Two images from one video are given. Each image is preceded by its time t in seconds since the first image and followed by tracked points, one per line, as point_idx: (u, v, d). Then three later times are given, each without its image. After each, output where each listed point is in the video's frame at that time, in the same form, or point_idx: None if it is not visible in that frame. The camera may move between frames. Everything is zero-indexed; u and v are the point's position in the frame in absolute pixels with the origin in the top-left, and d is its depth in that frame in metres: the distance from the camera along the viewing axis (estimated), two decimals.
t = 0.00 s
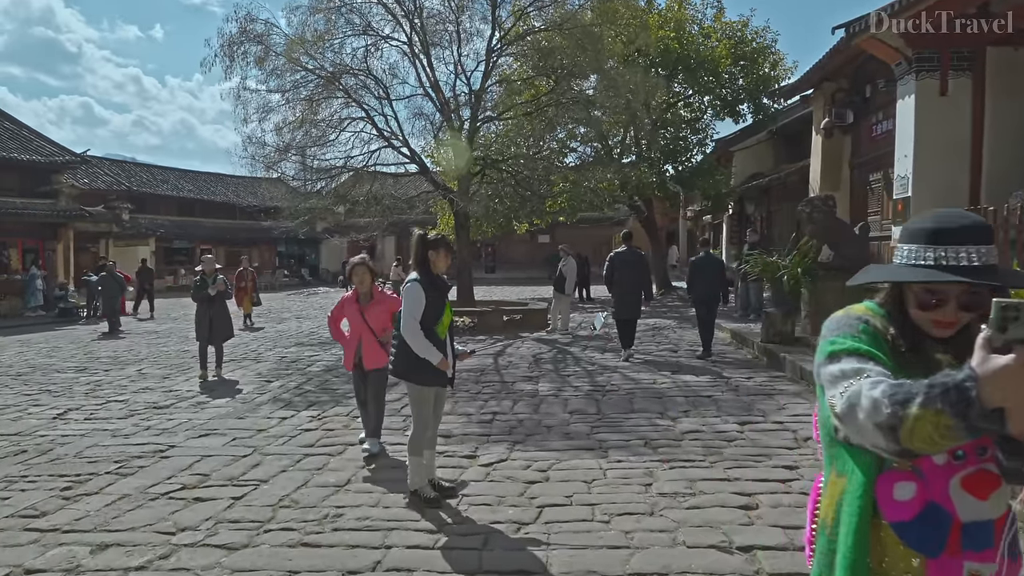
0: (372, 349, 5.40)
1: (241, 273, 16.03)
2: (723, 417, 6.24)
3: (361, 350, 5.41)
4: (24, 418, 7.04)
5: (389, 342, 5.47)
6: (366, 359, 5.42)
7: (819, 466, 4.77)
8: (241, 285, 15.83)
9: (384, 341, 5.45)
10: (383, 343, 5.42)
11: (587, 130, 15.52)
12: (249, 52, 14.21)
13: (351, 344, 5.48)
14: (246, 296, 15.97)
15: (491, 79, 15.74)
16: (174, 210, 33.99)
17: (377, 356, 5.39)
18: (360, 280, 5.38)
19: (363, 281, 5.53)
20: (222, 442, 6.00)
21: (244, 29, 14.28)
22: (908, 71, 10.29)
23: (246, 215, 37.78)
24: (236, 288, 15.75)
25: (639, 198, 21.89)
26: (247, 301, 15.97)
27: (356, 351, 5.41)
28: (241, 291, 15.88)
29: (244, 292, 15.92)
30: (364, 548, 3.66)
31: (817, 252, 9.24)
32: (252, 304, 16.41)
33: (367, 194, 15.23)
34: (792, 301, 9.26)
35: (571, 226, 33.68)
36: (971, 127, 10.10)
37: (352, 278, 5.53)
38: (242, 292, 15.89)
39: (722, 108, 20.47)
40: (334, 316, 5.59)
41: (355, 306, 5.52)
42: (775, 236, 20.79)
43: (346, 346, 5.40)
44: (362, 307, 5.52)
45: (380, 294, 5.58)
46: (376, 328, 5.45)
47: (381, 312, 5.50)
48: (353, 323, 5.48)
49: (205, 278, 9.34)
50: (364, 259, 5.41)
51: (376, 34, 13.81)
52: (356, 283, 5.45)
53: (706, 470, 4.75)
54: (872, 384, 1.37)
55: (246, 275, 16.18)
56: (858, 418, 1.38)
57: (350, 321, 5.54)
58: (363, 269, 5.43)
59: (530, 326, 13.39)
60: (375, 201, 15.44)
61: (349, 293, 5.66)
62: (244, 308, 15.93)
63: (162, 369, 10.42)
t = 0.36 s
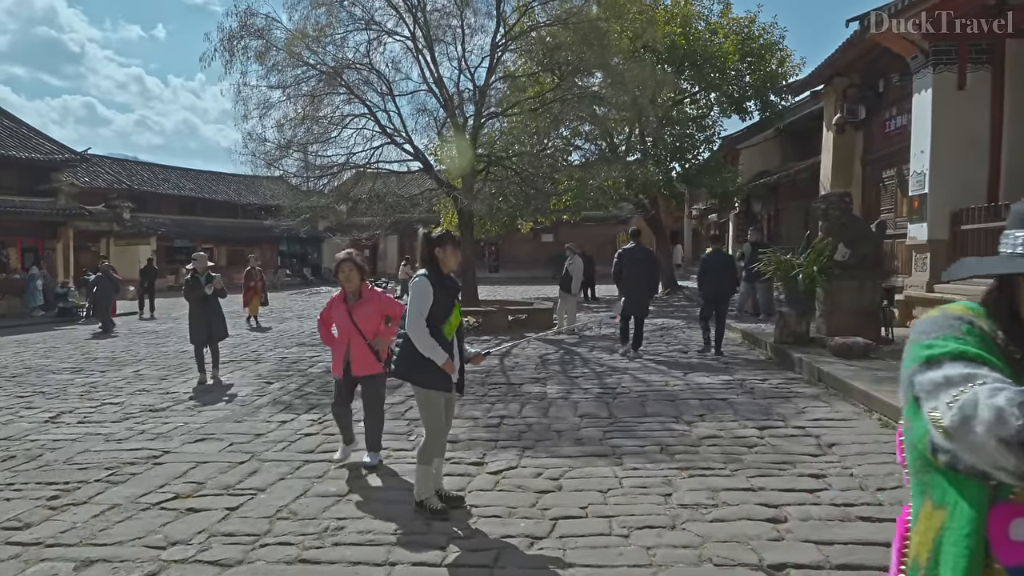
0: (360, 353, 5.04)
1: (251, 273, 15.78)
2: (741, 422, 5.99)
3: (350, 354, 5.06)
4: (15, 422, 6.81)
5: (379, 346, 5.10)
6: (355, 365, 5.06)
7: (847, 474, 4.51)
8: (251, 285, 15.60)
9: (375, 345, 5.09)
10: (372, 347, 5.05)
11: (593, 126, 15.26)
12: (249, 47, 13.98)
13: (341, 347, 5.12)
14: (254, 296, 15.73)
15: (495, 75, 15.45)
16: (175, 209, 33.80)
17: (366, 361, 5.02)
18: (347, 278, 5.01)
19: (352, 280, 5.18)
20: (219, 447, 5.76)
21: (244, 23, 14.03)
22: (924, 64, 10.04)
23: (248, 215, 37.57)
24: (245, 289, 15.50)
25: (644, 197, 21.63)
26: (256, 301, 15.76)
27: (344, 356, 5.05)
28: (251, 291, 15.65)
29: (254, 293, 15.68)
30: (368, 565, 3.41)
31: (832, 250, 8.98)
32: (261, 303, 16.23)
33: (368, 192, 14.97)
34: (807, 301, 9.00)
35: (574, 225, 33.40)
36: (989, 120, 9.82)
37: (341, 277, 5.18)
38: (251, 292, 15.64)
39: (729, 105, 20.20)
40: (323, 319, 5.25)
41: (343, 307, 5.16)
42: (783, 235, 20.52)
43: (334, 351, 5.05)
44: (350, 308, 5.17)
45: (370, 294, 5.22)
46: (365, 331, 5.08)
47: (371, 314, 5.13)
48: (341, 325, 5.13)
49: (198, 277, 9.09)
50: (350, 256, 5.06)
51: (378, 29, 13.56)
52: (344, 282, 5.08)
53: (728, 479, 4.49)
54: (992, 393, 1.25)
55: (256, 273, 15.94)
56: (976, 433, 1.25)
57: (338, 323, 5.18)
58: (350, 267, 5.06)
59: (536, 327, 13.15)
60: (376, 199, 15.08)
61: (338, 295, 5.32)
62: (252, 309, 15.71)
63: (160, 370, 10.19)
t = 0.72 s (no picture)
0: (337, 376, 4.39)
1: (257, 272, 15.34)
2: (762, 431, 5.72)
3: (324, 375, 4.38)
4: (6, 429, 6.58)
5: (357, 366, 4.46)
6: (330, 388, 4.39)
7: (881, 491, 4.24)
8: (256, 286, 15.13)
9: (353, 365, 4.44)
10: (350, 368, 4.40)
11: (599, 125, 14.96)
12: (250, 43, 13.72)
13: (311, 367, 4.43)
14: (259, 296, 15.28)
15: (501, 72, 15.12)
16: (177, 208, 33.62)
17: (344, 385, 4.39)
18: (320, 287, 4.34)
19: (325, 290, 4.43)
20: (215, 458, 5.50)
21: (245, 18, 13.76)
22: (944, 60, 9.77)
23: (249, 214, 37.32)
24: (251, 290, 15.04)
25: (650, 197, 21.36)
26: (262, 301, 15.31)
27: (317, 377, 4.38)
28: (257, 290, 15.19)
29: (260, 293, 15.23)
30: None
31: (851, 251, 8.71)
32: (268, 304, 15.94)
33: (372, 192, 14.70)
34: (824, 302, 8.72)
35: (578, 225, 33.15)
36: (1011, 117, 9.53)
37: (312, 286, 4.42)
38: (257, 292, 15.17)
39: (736, 103, 19.91)
40: (289, 332, 4.53)
41: (315, 321, 4.44)
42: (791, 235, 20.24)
43: (305, 371, 4.37)
44: (324, 321, 4.46)
45: (346, 304, 4.51)
46: (343, 349, 4.41)
47: (348, 330, 4.44)
48: (312, 340, 4.42)
49: (193, 278, 8.85)
50: (325, 264, 4.31)
51: (383, 25, 13.30)
52: (315, 292, 4.40)
53: (756, 496, 4.22)
54: None
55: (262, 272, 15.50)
56: None
57: (310, 337, 4.47)
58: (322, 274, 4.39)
59: (542, 328, 12.89)
60: (380, 198, 14.97)
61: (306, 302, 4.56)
62: (258, 309, 15.48)
63: (158, 373, 9.95)
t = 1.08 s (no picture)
0: (304, 388, 3.84)
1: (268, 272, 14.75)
2: (779, 435, 5.49)
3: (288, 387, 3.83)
4: None
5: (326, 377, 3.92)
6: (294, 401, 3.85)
7: (912, 501, 4.00)
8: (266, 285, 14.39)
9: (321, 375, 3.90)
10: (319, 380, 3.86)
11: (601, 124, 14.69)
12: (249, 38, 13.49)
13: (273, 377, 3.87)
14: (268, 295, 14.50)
15: (505, 68, 14.83)
16: (178, 207, 33.46)
17: (311, 398, 3.84)
18: (285, 285, 3.82)
19: (292, 291, 3.90)
20: (210, 465, 5.27)
21: (244, 12, 13.53)
22: (960, 53, 9.51)
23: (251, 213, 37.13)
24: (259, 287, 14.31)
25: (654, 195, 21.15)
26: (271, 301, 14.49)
27: (281, 388, 3.83)
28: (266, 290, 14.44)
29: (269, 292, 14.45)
30: None
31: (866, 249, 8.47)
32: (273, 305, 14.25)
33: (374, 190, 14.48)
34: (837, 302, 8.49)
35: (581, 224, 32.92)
36: None
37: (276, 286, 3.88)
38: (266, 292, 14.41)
39: (742, 100, 19.66)
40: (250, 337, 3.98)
41: (280, 325, 3.90)
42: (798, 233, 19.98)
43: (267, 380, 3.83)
44: (289, 326, 3.91)
45: (315, 308, 3.97)
46: (310, 357, 3.88)
47: (317, 336, 3.91)
48: (276, 346, 3.88)
49: (189, 277, 8.65)
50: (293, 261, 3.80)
51: (385, 19, 13.07)
52: (280, 291, 3.86)
53: (778, 507, 4.00)
54: None
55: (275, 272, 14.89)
56: None
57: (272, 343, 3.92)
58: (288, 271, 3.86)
59: (546, 328, 12.66)
60: (381, 196, 14.76)
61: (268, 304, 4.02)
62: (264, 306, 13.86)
63: (156, 374, 9.75)
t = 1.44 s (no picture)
0: (253, 413, 3.19)
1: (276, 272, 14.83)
2: (794, 446, 5.25)
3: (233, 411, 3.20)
4: None
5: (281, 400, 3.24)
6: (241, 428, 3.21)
7: (941, 521, 3.75)
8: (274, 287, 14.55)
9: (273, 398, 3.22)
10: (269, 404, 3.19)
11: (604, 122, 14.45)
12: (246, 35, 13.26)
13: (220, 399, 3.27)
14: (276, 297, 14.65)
15: (507, 66, 14.55)
16: (177, 207, 33.27)
17: (261, 425, 3.18)
18: (229, 292, 3.24)
19: (238, 298, 3.26)
20: (197, 477, 5.04)
21: (241, 8, 13.29)
22: (973, 49, 9.23)
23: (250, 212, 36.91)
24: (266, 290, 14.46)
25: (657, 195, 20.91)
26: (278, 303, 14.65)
27: (227, 413, 3.21)
28: (274, 291, 14.58)
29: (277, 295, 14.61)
30: None
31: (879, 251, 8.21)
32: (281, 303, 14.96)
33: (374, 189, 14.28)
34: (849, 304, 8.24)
35: (583, 224, 32.71)
36: None
37: (220, 293, 3.26)
38: (273, 294, 14.58)
39: (746, 98, 19.38)
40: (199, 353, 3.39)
41: (224, 339, 3.26)
42: (804, 234, 19.71)
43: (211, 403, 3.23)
44: (235, 339, 3.27)
45: (268, 317, 3.31)
46: (258, 375, 3.23)
47: (269, 351, 3.24)
48: (221, 363, 3.26)
49: (184, 279, 8.43)
50: (241, 267, 3.24)
51: (384, 16, 12.84)
52: (225, 299, 3.25)
53: (799, 527, 3.75)
54: None
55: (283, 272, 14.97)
56: None
57: (218, 360, 3.30)
58: (235, 275, 3.26)
59: (548, 330, 12.42)
60: (380, 196, 14.48)
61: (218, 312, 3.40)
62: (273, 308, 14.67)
63: (149, 379, 9.51)
